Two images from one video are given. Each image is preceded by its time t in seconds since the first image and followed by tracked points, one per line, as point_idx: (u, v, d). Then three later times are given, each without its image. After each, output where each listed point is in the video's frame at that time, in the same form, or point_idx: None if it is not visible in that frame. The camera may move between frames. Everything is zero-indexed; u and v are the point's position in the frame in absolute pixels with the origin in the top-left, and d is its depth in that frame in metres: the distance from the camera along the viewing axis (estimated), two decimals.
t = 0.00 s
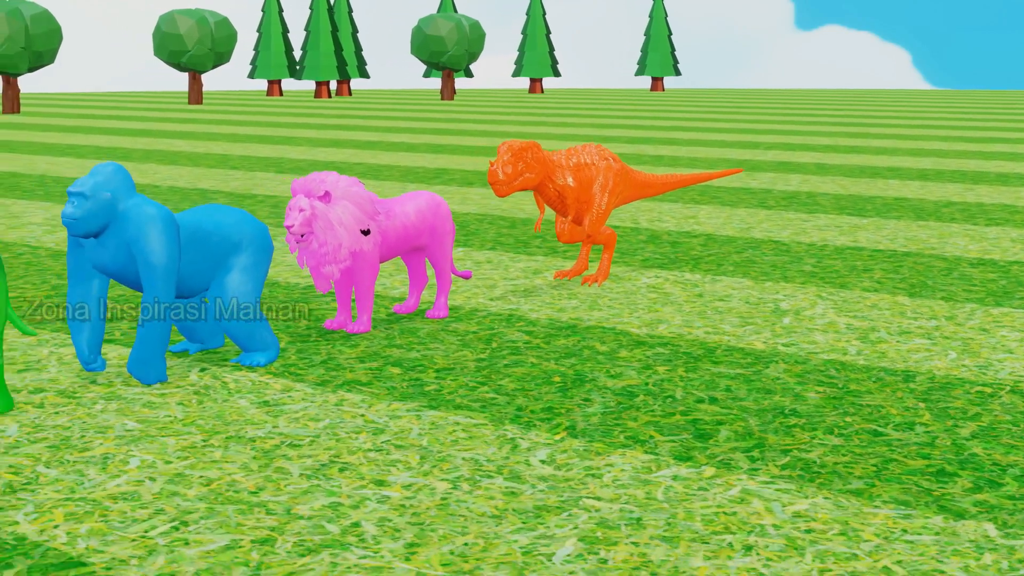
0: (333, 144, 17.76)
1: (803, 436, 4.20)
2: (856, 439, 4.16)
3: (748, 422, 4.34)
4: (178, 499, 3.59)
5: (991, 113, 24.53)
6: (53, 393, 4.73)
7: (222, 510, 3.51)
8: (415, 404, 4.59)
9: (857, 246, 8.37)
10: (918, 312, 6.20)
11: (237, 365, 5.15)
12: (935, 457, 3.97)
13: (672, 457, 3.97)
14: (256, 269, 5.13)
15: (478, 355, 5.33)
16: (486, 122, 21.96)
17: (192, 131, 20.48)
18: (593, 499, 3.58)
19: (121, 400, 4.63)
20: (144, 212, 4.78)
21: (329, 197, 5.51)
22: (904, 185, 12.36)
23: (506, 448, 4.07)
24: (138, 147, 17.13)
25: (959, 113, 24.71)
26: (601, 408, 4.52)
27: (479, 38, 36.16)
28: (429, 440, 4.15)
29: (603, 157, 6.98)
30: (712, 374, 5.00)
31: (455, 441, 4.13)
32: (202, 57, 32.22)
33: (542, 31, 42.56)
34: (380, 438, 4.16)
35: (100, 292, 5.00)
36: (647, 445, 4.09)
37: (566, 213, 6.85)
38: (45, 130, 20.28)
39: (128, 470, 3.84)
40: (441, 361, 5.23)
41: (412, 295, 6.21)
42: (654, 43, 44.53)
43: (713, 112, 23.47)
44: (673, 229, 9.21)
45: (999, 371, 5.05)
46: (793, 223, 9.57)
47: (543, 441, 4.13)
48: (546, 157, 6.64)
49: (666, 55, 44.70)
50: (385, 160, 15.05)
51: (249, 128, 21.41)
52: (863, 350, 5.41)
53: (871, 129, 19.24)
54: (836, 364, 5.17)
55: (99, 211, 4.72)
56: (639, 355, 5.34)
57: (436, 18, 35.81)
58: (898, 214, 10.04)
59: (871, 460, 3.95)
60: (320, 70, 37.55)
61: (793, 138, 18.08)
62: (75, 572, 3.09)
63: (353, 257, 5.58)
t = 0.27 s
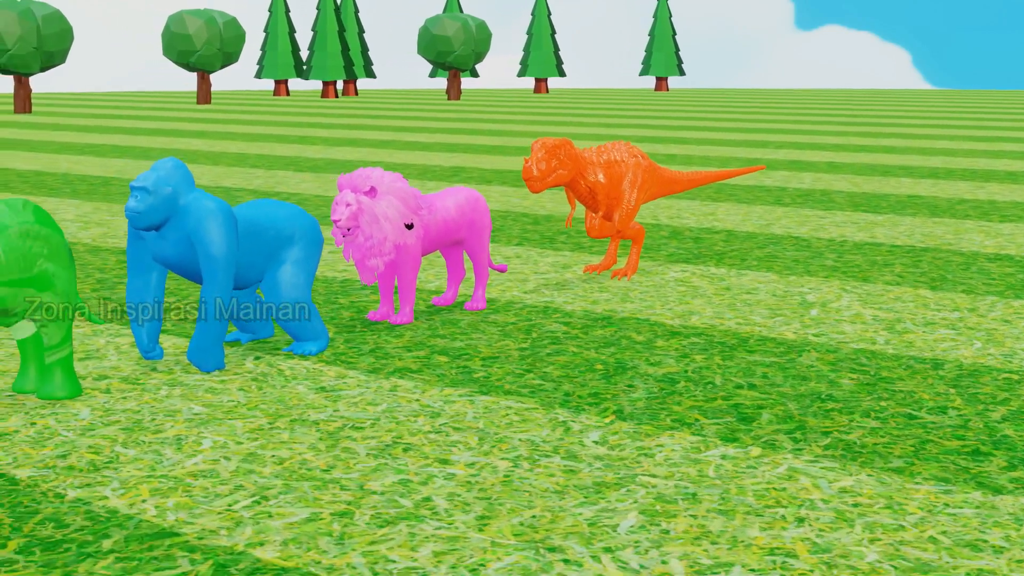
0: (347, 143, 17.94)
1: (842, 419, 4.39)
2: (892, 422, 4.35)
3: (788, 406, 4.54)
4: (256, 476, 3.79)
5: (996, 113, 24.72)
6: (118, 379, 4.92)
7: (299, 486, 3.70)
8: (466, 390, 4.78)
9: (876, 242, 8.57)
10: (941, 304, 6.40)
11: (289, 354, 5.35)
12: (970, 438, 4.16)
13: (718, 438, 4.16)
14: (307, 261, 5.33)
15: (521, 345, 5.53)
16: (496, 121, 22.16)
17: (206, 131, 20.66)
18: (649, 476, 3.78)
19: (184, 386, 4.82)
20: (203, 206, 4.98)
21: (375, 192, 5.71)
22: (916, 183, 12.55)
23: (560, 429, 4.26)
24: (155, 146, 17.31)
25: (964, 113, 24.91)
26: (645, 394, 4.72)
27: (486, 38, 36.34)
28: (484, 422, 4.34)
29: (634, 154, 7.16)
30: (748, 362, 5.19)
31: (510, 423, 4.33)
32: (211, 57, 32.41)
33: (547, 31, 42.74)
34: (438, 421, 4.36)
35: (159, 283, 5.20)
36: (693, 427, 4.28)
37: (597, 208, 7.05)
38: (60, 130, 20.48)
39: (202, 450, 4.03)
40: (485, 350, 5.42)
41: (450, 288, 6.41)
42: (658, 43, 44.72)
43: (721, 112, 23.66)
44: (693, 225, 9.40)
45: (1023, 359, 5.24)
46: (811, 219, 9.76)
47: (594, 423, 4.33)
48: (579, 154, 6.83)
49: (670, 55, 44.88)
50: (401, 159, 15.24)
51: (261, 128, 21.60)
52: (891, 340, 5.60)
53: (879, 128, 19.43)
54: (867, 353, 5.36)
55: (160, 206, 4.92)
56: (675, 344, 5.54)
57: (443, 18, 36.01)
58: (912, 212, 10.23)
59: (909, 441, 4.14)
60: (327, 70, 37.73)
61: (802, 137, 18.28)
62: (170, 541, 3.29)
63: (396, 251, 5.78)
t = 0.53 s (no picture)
0: (362, 142, 18.14)
1: (879, 402, 4.60)
2: (928, 405, 4.56)
3: (826, 391, 4.75)
4: (328, 454, 4.00)
5: (1000, 112, 24.94)
6: (180, 366, 5.13)
7: (371, 463, 3.91)
8: (516, 376, 4.99)
9: (894, 237, 8.77)
10: (963, 296, 6.61)
11: (340, 343, 5.54)
12: (1003, 420, 4.37)
13: (763, 420, 4.37)
14: (358, 253, 5.53)
15: (562, 334, 5.73)
16: (506, 120, 22.37)
17: (220, 130, 20.85)
18: (701, 454, 3.98)
19: (244, 372, 5.03)
20: (260, 199, 5.19)
21: (420, 188, 5.92)
22: (928, 181, 12.75)
23: (611, 412, 4.47)
24: (172, 145, 17.52)
25: (970, 113, 25.11)
26: (688, 379, 4.92)
27: (492, 38, 36.54)
28: (538, 405, 4.55)
29: (662, 151, 7.37)
30: (784, 350, 5.40)
31: (563, 407, 4.53)
32: (220, 57, 32.61)
33: (552, 32, 42.94)
34: (494, 404, 4.56)
35: (216, 274, 5.40)
36: (738, 410, 4.49)
37: (627, 204, 7.25)
38: (76, 129, 20.68)
39: (274, 431, 4.24)
40: (529, 339, 5.63)
41: (488, 281, 6.61)
42: (662, 43, 44.93)
43: (728, 111, 23.87)
44: (714, 221, 9.60)
45: None
46: (829, 216, 9.97)
47: (643, 406, 4.54)
48: (611, 152, 7.04)
49: (674, 55, 45.08)
50: (418, 158, 15.43)
51: (274, 127, 21.81)
52: (918, 330, 5.81)
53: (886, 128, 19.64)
54: (897, 342, 5.57)
55: (220, 199, 5.12)
56: (711, 334, 5.74)
57: (450, 19, 36.23)
58: (927, 208, 10.44)
59: (946, 422, 4.35)
60: (334, 70, 37.93)
61: (811, 136, 18.49)
62: (259, 512, 3.50)
63: (440, 244, 5.98)
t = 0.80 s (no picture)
0: (378, 142, 18.37)
1: (915, 387, 4.81)
2: (961, 390, 4.78)
3: (862, 376, 4.96)
4: (396, 434, 4.21)
5: (1006, 112, 25.12)
6: (240, 353, 5.34)
7: (438, 441, 4.12)
8: (564, 363, 5.20)
9: (913, 233, 8.98)
10: (986, 289, 6.82)
11: (389, 332, 5.75)
12: None
13: (805, 403, 4.59)
14: (406, 246, 5.74)
15: (602, 324, 5.95)
16: (517, 119, 22.59)
17: (235, 129, 21.07)
18: (751, 434, 4.20)
19: (303, 359, 5.25)
20: (316, 193, 5.40)
21: (463, 183, 6.13)
22: (941, 178, 12.96)
23: (660, 395, 4.68)
24: (190, 144, 17.75)
25: (977, 113, 25.31)
26: (729, 366, 5.14)
27: (499, 38, 36.75)
28: (589, 390, 4.77)
29: (690, 148, 7.58)
30: (817, 339, 5.62)
31: (612, 391, 4.74)
32: (229, 57, 32.84)
33: (558, 32, 43.16)
34: (546, 388, 4.78)
35: (271, 265, 5.62)
36: (780, 394, 4.70)
37: (657, 200, 7.46)
38: (92, 129, 20.90)
39: (341, 413, 4.45)
40: (571, 328, 5.84)
41: (525, 273, 6.82)
42: (667, 43, 45.15)
43: (737, 111, 24.10)
44: (735, 218, 9.81)
45: None
46: (846, 213, 10.18)
47: (689, 390, 4.75)
48: (642, 149, 7.25)
49: (679, 54, 45.29)
50: (434, 157, 15.64)
51: (288, 126, 22.04)
52: (945, 320, 6.02)
53: (894, 127, 19.86)
54: (926, 331, 5.78)
55: (278, 193, 5.33)
56: (746, 324, 5.96)
57: (457, 19, 36.45)
58: (943, 205, 10.65)
59: (981, 405, 4.56)
60: (342, 70, 38.15)
61: (821, 135, 18.69)
62: (340, 485, 3.71)
63: (482, 237, 6.19)
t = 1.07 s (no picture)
0: (393, 140, 18.58)
1: (948, 372, 5.03)
2: (992, 375, 4.99)
3: (897, 363, 5.18)
4: (459, 415, 4.43)
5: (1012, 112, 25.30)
6: (296, 341, 5.56)
7: (501, 422, 4.35)
8: (609, 350, 5.42)
9: (931, 229, 9.20)
10: (1007, 281, 7.03)
11: (436, 322, 5.96)
12: None
13: (844, 387, 4.81)
14: (453, 238, 5.96)
15: (640, 314, 6.17)
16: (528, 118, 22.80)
17: (250, 128, 21.31)
18: (796, 415, 4.42)
19: (358, 347, 5.47)
20: (368, 188, 5.62)
21: (504, 179, 6.35)
22: (953, 176, 13.17)
23: (705, 380, 4.90)
24: (208, 143, 17.97)
25: (984, 112, 25.50)
26: (768, 353, 5.36)
27: (506, 38, 36.96)
28: (637, 375, 4.99)
29: (719, 146, 7.79)
30: (849, 328, 5.83)
31: (659, 376, 4.97)
32: (238, 57, 33.08)
33: (564, 32, 43.37)
34: (595, 374, 5.00)
35: (323, 258, 5.83)
36: (820, 379, 4.92)
37: (686, 196, 7.68)
38: (110, 128, 21.15)
39: (403, 396, 4.67)
40: (610, 318, 6.06)
41: (561, 266, 7.03)
42: (672, 43, 45.34)
43: (745, 110, 24.30)
44: (756, 214, 10.04)
45: None
46: (864, 209, 10.40)
47: (732, 376, 4.97)
48: (672, 146, 7.48)
49: (684, 54, 45.49)
50: (451, 155, 15.86)
51: (302, 125, 22.25)
52: (971, 310, 6.24)
53: (903, 126, 20.06)
54: (953, 321, 6.00)
55: (333, 187, 5.55)
56: (778, 314, 6.18)
57: (464, 19, 36.68)
58: (957, 202, 10.86)
59: (1012, 389, 4.78)
60: (349, 70, 38.37)
61: (831, 134, 18.89)
62: (415, 461, 3.93)
63: (523, 231, 6.41)
